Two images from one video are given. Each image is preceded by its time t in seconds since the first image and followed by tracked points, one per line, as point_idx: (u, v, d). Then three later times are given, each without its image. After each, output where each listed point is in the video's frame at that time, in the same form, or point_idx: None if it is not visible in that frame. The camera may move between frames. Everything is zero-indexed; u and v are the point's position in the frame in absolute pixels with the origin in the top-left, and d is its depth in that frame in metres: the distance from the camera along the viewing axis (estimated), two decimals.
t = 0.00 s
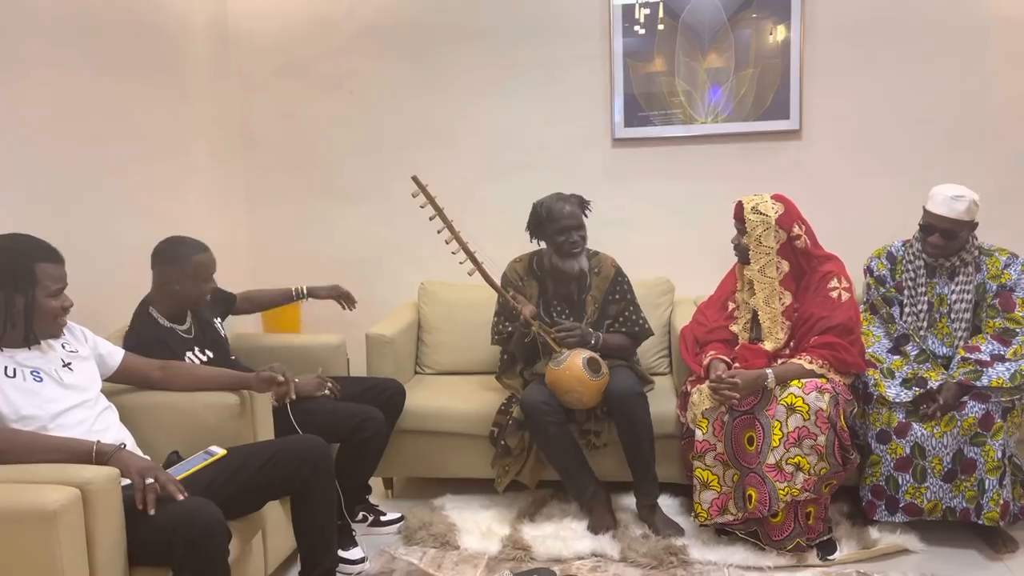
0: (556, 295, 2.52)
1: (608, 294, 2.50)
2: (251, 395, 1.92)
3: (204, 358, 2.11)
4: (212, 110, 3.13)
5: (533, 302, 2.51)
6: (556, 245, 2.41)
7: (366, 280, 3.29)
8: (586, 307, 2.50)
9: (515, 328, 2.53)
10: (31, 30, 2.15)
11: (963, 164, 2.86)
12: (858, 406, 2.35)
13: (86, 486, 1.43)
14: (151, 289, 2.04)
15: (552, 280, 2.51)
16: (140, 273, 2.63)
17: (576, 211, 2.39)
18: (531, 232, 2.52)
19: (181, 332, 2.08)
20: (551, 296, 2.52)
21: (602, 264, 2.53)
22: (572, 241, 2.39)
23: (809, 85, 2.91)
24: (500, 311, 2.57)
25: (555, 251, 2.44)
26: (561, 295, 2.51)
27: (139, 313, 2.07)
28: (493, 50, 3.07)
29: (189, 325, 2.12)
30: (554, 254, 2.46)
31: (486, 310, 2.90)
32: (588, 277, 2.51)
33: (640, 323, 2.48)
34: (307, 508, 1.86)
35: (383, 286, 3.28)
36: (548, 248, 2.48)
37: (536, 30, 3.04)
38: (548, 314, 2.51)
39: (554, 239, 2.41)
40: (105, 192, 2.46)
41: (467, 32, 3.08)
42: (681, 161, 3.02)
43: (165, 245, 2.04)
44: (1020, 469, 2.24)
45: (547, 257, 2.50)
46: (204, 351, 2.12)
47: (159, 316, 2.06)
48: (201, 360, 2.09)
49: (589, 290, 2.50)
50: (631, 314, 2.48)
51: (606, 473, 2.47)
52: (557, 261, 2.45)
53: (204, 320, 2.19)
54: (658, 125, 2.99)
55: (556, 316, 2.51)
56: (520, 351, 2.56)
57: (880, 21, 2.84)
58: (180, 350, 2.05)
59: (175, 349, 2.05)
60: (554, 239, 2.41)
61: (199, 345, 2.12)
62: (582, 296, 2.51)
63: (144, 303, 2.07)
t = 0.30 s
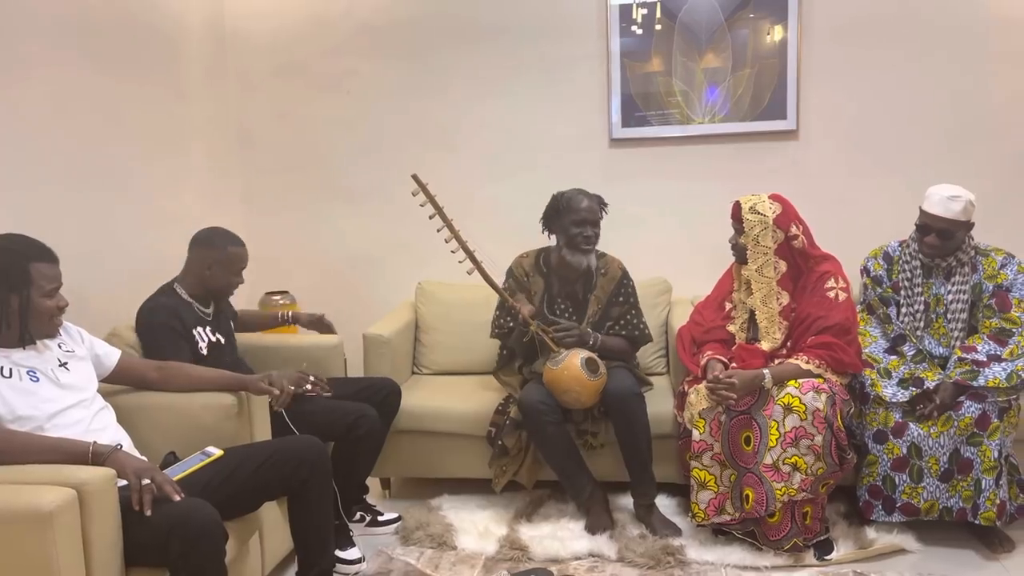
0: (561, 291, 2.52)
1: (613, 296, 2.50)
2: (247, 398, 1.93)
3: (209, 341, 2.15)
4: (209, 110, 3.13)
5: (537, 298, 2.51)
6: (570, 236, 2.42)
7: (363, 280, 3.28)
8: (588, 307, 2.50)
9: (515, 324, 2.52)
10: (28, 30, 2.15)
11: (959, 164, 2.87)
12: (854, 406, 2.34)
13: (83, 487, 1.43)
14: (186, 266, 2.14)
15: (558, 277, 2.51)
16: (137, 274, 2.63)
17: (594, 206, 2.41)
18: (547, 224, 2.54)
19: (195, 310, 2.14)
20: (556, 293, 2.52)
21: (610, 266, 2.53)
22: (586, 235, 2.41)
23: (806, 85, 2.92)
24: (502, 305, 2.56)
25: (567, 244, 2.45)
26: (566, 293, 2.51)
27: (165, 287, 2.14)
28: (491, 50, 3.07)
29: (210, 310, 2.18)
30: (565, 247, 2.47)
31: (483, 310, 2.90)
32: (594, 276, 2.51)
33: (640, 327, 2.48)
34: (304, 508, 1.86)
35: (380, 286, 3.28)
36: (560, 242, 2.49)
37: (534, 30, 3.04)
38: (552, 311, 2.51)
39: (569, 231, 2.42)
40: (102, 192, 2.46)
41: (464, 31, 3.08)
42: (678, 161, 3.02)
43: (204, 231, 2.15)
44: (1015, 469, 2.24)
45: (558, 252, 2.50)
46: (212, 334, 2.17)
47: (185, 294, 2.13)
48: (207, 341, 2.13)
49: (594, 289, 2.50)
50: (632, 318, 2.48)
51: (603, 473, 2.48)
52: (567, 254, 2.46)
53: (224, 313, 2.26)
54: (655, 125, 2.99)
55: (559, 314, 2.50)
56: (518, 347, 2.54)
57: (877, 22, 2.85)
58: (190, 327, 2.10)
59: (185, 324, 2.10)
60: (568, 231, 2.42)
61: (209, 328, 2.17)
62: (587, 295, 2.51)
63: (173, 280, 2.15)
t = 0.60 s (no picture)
0: (572, 290, 2.53)
1: (622, 299, 2.49)
2: (245, 397, 1.94)
3: (215, 327, 2.21)
4: (206, 110, 3.13)
5: (547, 295, 2.53)
6: (588, 234, 2.41)
7: (361, 280, 3.28)
8: (595, 307, 2.50)
9: (517, 320, 2.53)
10: (25, 29, 2.15)
11: (957, 164, 2.87)
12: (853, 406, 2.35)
13: (81, 487, 1.43)
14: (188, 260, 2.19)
15: (571, 276, 2.53)
16: (135, 274, 2.62)
17: (613, 206, 2.40)
18: (566, 222, 2.54)
19: (202, 299, 2.19)
20: (566, 291, 2.53)
21: (623, 270, 2.53)
22: (604, 235, 2.39)
23: (804, 86, 2.92)
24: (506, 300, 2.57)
25: (583, 242, 2.43)
26: (576, 292, 2.53)
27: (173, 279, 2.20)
28: (489, 50, 3.07)
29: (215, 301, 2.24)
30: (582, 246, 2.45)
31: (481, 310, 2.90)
32: (607, 277, 2.51)
33: (643, 333, 2.47)
34: (303, 507, 1.86)
35: (379, 286, 3.27)
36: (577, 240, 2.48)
37: (531, 30, 3.04)
38: (561, 309, 2.52)
39: (587, 229, 2.41)
40: (100, 192, 2.46)
41: (462, 31, 3.08)
42: (676, 161, 3.02)
43: (203, 224, 2.21)
44: (1013, 469, 2.24)
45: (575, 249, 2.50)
46: (218, 322, 2.22)
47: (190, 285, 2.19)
48: (213, 327, 2.19)
49: (603, 290, 2.50)
50: (637, 322, 2.48)
51: (602, 473, 2.48)
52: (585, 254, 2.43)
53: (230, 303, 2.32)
54: (653, 125, 3.00)
55: (568, 312, 2.51)
56: (520, 343, 2.55)
57: (874, 22, 2.85)
58: (197, 313, 2.15)
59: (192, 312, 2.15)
60: (587, 229, 2.41)
61: (214, 316, 2.22)
62: (596, 295, 2.52)
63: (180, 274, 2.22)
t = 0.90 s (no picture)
0: (583, 292, 2.53)
1: (629, 304, 2.50)
2: (242, 400, 1.94)
3: (205, 325, 2.23)
4: (203, 112, 3.13)
5: (558, 296, 2.52)
6: (604, 239, 2.41)
7: (358, 282, 3.28)
8: (602, 310, 2.50)
9: (523, 319, 2.52)
10: (22, 31, 2.15)
11: (953, 166, 2.88)
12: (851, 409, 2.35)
13: (78, 490, 1.42)
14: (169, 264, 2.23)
15: (582, 278, 2.52)
16: (132, 276, 2.62)
17: (630, 213, 2.41)
18: (582, 226, 2.54)
19: (187, 299, 2.22)
20: (577, 293, 2.53)
21: (633, 276, 2.53)
22: (620, 241, 2.40)
23: (801, 88, 2.92)
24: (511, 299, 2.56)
25: (599, 246, 2.44)
26: (586, 295, 2.52)
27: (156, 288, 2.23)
28: (485, 52, 3.08)
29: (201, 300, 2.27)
30: (597, 251, 2.45)
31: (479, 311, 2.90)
32: (617, 282, 2.51)
33: (646, 340, 2.48)
34: (301, 510, 1.86)
35: (377, 287, 3.27)
36: (592, 244, 2.48)
37: (529, 32, 3.04)
38: (570, 310, 2.52)
39: (603, 233, 2.41)
40: (97, 194, 2.45)
41: (460, 33, 3.08)
42: (673, 163, 3.02)
43: (180, 226, 2.25)
44: (1009, 471, 2.25)
45: (589, 252, 2.50)
46: (208, 320, 2.25)
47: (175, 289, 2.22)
48: (203, 325, 2.21)
49: (613, 294, 2.50)
50: (641, 329, 2.49)
51: (600, 474, 2.48)
52: (599, 258, 2.44)
53: (216, 304, 2.35)
54: (650, 127, 3.00)
55: (575, 314, 2.52)
56: (525, 342, 2.54)
57: (871, 25, 2.86)
58: (184, 312, 2.18)
59: (179, 312, 2.17)
60: (603, 234, 2.41)
61: (204, 315, 2.25)
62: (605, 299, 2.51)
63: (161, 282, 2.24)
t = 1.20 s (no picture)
0: (589, 296, 2.53)
1: (633, 310, 2.51)
2: (240, 402, 1.94)
3: (204, 331, 2.22)
4: (201, 114, 3.13)
5: (565, 301, 2.53)
6: (612, 246, 2.42)
7: (356, 284, 3.28)
8: (604, 314, 2.50)
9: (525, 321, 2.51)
10: (20, 32, 2.14)
11: (950, 168, 2.89)
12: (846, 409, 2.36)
13: (76, 491, 1.42)
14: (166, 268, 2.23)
15: (589, 283, 2.53)
16: (130, 278, 2.62)
17: (639, 221, 2.41)
18: (590, 231, 2.54)
19: (187, 304, 2.22)
20: (583, 299, 2.52)
21: (639, 282, 2.53)
22: (628, 248, 2.40)
23: (798, 90, 2.93)
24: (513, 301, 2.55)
25: (607, 253, 2.44)
26: (592, 300, 2.52)
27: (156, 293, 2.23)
28: (483, 54, 3.08)
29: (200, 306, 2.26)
30: (604, 257, 2.46)
31: (476, 313, 2.90)
32: (623, 288, 2.51)
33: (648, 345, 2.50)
34: (297, 512, 1.86)
35: (374, 288, 3.27)
36: (600, 250, 2.48)
37: (527, 34, 3.05)
38: (577, 316, 2.52)
39: (612, 240, 2.42)
40: (94, 196, 2.45)
41: (458, 35, 3.09)
42: (670, 165, 3.03)
43: (180, 230, 2.26)
44: (1005, 472, 2.26)
45: (596, 257, 2.50)
46: (206, 325, 2.24)
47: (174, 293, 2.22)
48: (201, 331, 2.20)
49: (618, 299, 2.50)
50: (643, 334, 2.50)
51: (597, 476, 2.48)
52: (606, 265, 2.45)
53: (218, 312, 2.34)
54: (647, 129, 3.00)
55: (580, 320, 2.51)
56: (526, 343, 2.52)
57: (867, 27, 2.87)
58: (183, 317, 2.18)
59: (178, 316, 2.17)
60: (612, 241, 2.42)
61: (203, 320, 2.24)
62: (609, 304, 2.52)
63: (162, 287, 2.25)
